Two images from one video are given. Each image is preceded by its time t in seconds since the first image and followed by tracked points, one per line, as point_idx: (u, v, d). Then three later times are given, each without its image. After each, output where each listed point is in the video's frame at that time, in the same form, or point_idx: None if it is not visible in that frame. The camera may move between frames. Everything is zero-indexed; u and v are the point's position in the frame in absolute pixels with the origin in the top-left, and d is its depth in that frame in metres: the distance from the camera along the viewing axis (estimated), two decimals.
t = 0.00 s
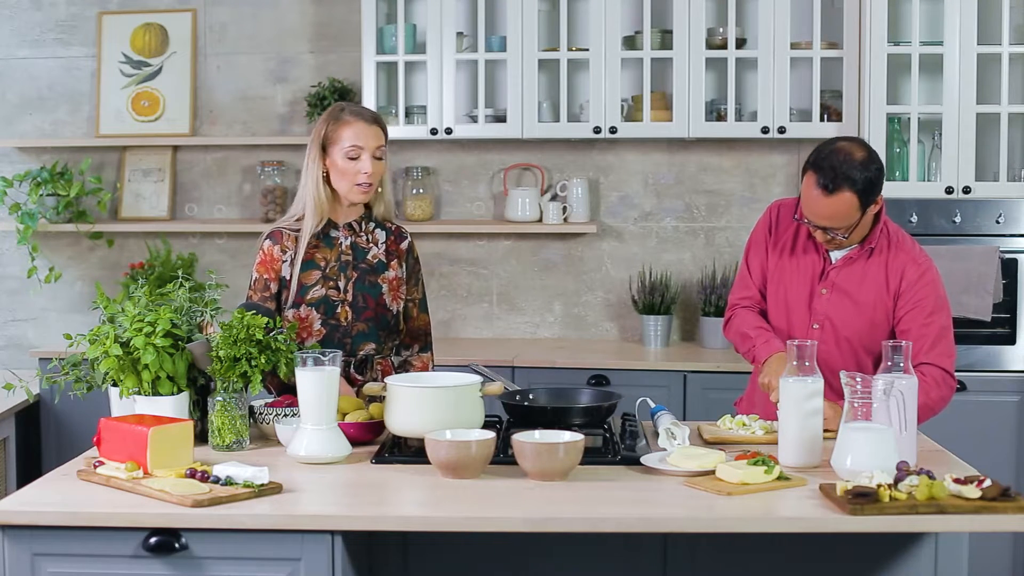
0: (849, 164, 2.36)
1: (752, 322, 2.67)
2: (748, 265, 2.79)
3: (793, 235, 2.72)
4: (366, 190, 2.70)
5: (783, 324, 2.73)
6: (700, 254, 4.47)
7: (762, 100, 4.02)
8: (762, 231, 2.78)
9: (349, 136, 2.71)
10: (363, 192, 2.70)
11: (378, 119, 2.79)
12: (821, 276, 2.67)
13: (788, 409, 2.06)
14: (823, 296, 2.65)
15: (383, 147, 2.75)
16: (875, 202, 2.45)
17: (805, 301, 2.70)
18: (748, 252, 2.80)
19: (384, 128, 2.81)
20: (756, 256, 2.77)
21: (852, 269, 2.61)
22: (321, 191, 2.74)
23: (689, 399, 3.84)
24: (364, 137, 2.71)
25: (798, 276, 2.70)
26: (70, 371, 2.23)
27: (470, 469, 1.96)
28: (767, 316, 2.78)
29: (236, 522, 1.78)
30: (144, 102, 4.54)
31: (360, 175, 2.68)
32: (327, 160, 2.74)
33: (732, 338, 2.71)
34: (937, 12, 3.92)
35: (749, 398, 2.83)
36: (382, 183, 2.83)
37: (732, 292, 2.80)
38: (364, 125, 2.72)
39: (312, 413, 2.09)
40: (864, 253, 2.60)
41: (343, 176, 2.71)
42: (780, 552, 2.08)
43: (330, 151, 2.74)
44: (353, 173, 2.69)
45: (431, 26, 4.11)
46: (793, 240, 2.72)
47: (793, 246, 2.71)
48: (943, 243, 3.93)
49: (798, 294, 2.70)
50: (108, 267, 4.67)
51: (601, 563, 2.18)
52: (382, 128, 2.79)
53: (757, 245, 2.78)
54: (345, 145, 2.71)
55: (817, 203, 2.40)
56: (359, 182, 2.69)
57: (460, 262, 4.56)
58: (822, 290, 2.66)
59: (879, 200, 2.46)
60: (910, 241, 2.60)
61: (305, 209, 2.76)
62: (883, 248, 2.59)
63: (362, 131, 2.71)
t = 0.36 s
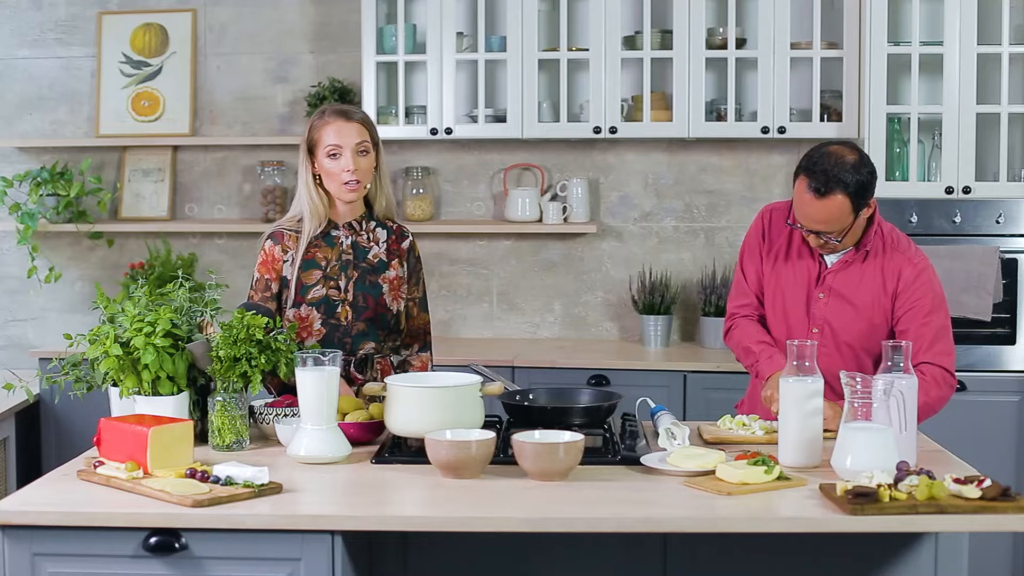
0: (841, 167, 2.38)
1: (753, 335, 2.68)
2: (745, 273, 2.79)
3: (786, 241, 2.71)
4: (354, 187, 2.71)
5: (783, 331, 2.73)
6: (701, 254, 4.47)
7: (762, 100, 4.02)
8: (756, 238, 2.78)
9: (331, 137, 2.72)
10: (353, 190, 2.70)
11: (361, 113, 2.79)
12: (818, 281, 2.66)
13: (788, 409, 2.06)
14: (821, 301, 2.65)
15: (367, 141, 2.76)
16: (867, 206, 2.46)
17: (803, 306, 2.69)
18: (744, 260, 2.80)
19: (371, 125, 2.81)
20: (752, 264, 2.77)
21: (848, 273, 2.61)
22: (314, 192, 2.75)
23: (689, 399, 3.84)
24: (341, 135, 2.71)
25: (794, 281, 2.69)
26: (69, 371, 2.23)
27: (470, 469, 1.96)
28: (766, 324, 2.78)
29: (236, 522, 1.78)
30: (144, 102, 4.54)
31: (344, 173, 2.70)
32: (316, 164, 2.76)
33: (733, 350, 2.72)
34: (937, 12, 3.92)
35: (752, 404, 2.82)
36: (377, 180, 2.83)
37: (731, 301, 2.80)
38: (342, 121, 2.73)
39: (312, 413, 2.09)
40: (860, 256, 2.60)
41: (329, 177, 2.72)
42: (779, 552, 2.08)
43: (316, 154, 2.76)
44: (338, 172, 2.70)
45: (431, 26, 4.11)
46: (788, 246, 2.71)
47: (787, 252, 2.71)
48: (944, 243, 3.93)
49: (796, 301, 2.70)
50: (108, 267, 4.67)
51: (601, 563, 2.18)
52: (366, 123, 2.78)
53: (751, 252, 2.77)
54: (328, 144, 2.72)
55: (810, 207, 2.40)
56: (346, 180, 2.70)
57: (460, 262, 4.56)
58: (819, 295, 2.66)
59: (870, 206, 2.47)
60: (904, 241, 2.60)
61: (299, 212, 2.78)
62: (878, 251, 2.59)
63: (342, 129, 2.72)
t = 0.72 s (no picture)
0: (838, 136, 2.39)
1: (740, 328, 2.69)
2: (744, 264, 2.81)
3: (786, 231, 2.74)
4: (352, 184, 2.71)
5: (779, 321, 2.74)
6: (701, 254, 4.47)
7: (762, 100, 4.02)
8: (756, 230, 2.80)
9: (327, 134, 2.72)
10: (351, 187, 2.71)
11: (358, 111, 2.78)
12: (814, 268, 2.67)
13: (788, 409, 2.06)
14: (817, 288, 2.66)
15: (364, 138, 2.75)
16: (861, 184, 2.45)
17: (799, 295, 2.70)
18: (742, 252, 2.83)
19: (367, 122, 2.80)
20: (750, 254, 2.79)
21: (843, 259, 2.62)
22: (311, 192, 2.76)
23: (689, 400, 3.84)
24: (338, 133, 2.71)
25: (790, 268, 2.71)
26: (69, 371, 2.23)
27: (470, 469, 1.96)
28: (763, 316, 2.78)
29: (236, 522, 1.78)
30: (144, 102, 4.54)
31: (342, 171, 2.70)
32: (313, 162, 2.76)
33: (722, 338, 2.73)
34: (937, 12, 3.92)
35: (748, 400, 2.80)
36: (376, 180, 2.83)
37: (727, 292, 2.83)
38: (338, 119, 2.72)
39: (312, 413, 2.09)
40: (856, 240, 2.62)
41: (328, 176, 2.72)
42: (779, 551, 2.08)
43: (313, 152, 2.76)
44: (337, 170, 2.71)
45: (431, 26, 4.11)
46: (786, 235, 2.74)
47: (783, 241, 2.74)
48: (943, 243, 3.94)
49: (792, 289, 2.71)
50: (108, 267, 4.67)
51: (601, 563, 2.18)
52: (362, 120, 2.77)
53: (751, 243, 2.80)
54: (324, 142, 2.72)
55: (806, 173, 2.39)
56: (344, 178, 2.70)
57: (460, 262, 4.56)
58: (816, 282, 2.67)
59: (865, 184, 2.47)
60: (900, 230, 2.61)
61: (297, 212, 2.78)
62: (874, 236, 2.60)
63: (339, 126, 2.72)
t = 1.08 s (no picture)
0: (826, 130, 2.47)
1: (705, 332, 2.68)
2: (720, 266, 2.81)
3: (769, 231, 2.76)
4: (355, 182, 2.69)
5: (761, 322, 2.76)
6: (701, 254, 4.47)
7: (762, 100, 4.02)
8: (736, 234, 2.81)
9: (330, 131, 2.71)
10: (354, 186, 2.70)
11: (360, 110, 2.78)
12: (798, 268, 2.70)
13: (788, 409, 2.06)
14: (801, 289, 2.69)
15: (367, 137, 2.75)
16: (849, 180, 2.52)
17: (782, 295, 2.72)
18: (722, 254, 2.82)
19: (369, 121, 2.80)
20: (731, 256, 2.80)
21: (828, 259, 2.66)
22: (311, 191, 2.75)
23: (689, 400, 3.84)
24: (342, 131, 2.70)
25: (775, 269, 2.73)
26: (69, 371, 2.23)
27: (470, 469, 1.96)
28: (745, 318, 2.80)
29: (236, 522, 1.78)
30: (144, 102, 4.54)
31: (346, 169, 2.69)
32: (315, 160, 2.75)
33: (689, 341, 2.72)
34: (937, 12, 3.92)
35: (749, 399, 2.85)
36: (376, 179, 2.82)
37: (699, 299, 2.79)
38: (341, 118, 2.72)
39: (312, 413, 2.09)
40: (842, 239, 2.65)
41: (330, 174, 2.71)
42: (778, 551, 2.08)
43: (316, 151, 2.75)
44: (340, 168, 2.70)
45: (431, 26, 4.11)
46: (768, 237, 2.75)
47: (766, 242, 2.75)
48: (943, 243, 3.92)
49: (775, 290, 2.73)
50: (108, 267, 4.67)
51: (601, 563, 2.18)
52: (365, 120, 2.77)
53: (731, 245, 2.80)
54: (328, 141, 2.71)
55: (795, 167, 2.46)
56: (346, 176, 2.69)
57: (460, 262, 4.56)
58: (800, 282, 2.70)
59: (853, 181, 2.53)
60: (884, 229, 2.65)
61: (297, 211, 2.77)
62: (859, 235, 2.65)
63: (342, 125, 2.71)
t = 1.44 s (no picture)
0: (786, 129, 2.54)
1: (681, 342, 2.69)
2: (681, 273, 2.82)
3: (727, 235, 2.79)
4: (369, 183, 2.69)
5: (726, 325, 2.78)
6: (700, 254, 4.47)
7: (762, 100, 4.02)
8: (694, 238, 2.83)
9: (345, 131, 2.70)
10: (368, 187, 2.69)
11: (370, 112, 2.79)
12: (762, 270, 2.74)
13: (788, 409, 2.06)
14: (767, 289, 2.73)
15: (379, 140, 2.76)
16: (809, 176, 2.59)
17: (746, 297, 2.76)
18: (681, 260, 2.83)
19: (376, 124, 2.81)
20: (692, 262, 2.81)
21: (793, 259, 2.72)
22: (319, 190, 2.72)
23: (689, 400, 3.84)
24: (358, 131, 2.70)
25: (739, 271, 2.76)
26: (69, 371, 2.22)
27: (470, 469, 1.96)
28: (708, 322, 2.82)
29: (236, 522, 1.78)
30: (144, 102, 4.54)
31: (363, 170, 2.67)
32: (325, 159, 2.72)
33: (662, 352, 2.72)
34: (937, 12, 3.92)
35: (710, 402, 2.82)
36: (379, 181, 2.81)
37: (663, 310, 2.80)
38: (359, 118, 2.72)
39: (312, 413, 2.09)
40: (804, 236, 2.72)
41: (345, 173, 2.69)
42: (778, 551, 2.08)
43: (328, 149, 2.72)
44: (355, 168, 2.68)
45: (431, 26, 4.11)
46: (728, 241, 2.79)
47: (727, 245, 2.78)
48: (944, 243, 3.91)
49: (740, 293, 2.76)
50: (108, 267, 4.67)
51: (601, 563, 2.18)
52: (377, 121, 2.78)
53: (691, 251, 2.82)
54: (344, 140, 2.69)
55: (758, 166, 2.52)
56: (363, 176, 2.68)
57: (460, 262, 4.56)
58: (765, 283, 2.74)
59: (812, 176, 2.60)
60: (842, 226, 2.74)
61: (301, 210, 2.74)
62: (820, 231, 2.72)
63: (359, 125, 2.71)
